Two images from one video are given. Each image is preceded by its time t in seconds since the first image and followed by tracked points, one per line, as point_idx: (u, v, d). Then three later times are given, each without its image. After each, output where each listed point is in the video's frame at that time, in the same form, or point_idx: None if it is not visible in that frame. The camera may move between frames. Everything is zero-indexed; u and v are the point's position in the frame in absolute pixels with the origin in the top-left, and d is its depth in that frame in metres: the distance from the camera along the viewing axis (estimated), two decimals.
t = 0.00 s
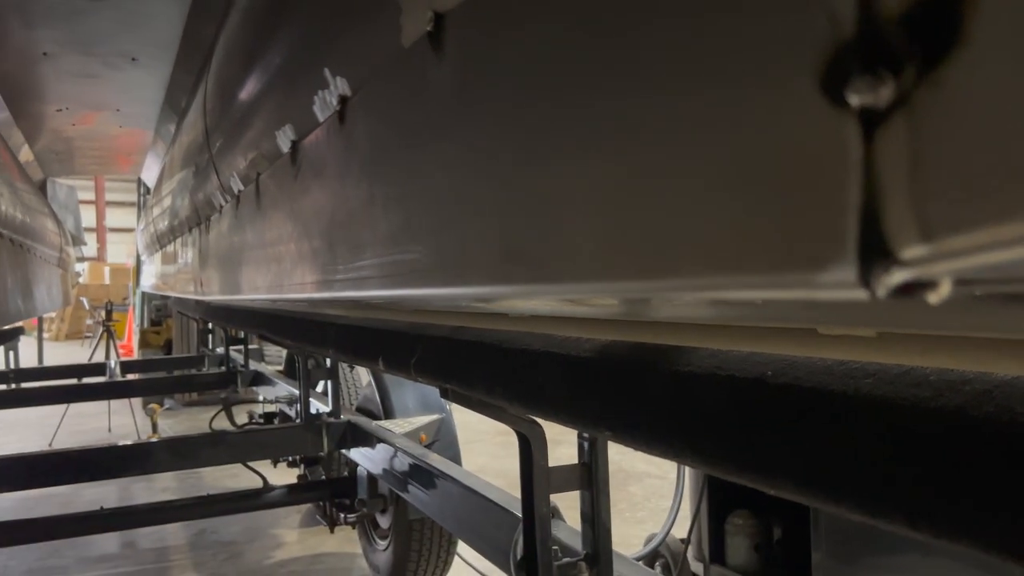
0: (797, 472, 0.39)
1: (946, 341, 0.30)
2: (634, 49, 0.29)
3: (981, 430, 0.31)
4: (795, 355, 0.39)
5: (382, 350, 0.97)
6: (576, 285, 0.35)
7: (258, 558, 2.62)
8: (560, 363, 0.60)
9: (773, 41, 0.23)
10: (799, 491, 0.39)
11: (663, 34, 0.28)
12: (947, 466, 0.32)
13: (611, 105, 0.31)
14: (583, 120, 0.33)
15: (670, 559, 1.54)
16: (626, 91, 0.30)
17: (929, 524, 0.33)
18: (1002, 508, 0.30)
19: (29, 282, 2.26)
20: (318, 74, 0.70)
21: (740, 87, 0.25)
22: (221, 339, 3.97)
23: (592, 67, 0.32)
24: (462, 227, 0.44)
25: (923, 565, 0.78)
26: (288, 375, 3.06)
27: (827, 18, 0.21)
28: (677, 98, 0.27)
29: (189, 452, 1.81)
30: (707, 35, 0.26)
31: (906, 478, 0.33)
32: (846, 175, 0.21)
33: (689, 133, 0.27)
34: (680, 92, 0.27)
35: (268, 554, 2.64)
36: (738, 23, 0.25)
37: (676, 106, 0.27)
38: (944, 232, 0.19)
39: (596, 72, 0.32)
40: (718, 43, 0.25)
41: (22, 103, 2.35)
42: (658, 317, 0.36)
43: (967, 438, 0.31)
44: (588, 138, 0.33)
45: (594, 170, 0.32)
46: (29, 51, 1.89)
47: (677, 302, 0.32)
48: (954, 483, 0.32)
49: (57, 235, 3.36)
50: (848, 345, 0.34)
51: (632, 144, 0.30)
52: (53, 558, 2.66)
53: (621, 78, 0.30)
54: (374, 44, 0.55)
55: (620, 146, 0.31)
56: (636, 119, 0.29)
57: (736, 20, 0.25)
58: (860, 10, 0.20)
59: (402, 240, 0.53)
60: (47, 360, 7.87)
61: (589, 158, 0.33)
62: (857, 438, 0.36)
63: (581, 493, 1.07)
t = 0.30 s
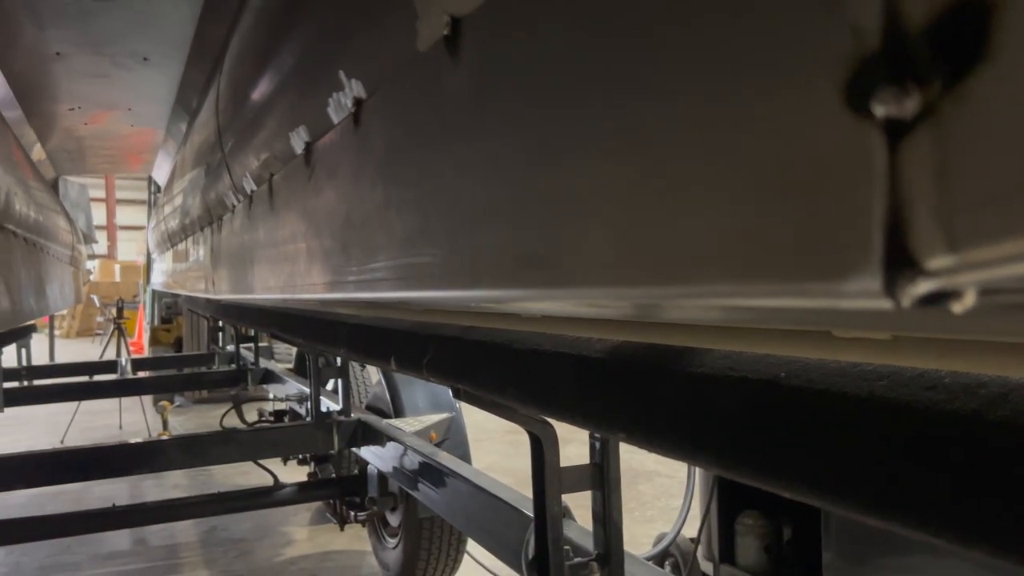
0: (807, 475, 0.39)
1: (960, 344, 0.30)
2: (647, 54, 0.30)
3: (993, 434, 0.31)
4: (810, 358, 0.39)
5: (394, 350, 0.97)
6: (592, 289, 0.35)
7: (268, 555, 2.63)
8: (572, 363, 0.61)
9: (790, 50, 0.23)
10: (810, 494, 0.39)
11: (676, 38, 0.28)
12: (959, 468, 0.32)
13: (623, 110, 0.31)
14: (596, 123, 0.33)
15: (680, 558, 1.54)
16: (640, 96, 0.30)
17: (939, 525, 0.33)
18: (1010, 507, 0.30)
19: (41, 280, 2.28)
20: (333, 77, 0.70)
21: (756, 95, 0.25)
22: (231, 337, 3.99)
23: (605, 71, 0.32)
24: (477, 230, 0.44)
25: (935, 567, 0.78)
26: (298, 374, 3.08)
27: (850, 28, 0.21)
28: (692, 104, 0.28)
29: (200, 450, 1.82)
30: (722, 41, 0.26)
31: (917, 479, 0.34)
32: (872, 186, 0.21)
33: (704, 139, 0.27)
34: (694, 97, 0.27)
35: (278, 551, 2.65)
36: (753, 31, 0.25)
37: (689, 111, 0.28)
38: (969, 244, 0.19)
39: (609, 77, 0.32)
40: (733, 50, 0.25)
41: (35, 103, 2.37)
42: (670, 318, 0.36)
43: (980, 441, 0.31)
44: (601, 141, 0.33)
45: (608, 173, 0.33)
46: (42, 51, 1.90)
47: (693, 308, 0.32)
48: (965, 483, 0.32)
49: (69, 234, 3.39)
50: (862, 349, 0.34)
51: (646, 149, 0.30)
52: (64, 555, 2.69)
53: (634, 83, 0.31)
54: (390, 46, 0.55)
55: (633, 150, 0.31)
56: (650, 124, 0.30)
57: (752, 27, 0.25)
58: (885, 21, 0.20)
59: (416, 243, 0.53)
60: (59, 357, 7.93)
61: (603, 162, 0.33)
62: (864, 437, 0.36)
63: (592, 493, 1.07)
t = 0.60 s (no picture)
0: (815, 478, 0.39)
1: (967, 348, 0.30)
2: (658, 65, 0.30)
3: (1000, 437, 0.31)
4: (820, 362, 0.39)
5: (404, 351, 0.97)
6: (602, 297, 0.35)
7: (277, 554, 2.65)
8: (580, 364, 0.61)
9: (801, 64, 0.24)
10: (819, 497, 0.39)
11: (687, 51, 0.28)
12: (966, 472, 0.32)
13: (634, 119, 0.32)
14: (607, 131, 0.34)
15: (688, 558, 1.54)
16: (651, 107, 0.31)
17: (945, 529, 0.33)
18: (1015, 509, 0.31)
19: (52, 280, 2.30)
20: (343, 81, 0.71)
21: (766, 108, 0.25)
22: (239, 336, 4.01)
23: (616, 81, 0.33)
24: (488, 235, 0.45)
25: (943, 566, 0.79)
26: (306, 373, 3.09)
27: (861, 43, 0.21)
28: (703, 116, 0.28)
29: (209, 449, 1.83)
30: (732, 54, 0.26)
31: (925, 482, 0.34)
32: (884, 200, 0.21)
33: (714, 151, 0.27)
34: (704, 108, 0.28)
35: (287, 550, 2.66)
36: (763, 45, 0.25)
37: (700, 122, 0.28)
38: (979, 258, 0.19)
39: (620, 87, 0.33)
40: (745, 63, 0.26)
41: (45, 103, 2.38)
42: (679, 323, 0.37)
43: (987, 444, 0.32)
44: (612, 149, 0.33)
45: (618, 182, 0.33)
46: (52, 52, 1.92)
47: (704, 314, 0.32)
48: (972, 486, 0.32)
49: (78, 233, 3.41)
50: (871, 352, 0.34)
51: (657, 158, 0.30)
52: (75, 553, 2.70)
53: (646, 94, 0.31)
54: (401, 52, 0.56)
55: (644, 159, 0.31)
56: (661, 134, 0.30)
57: (762, 41, 0.25)
58: (896, 35, 0.20)
59: (427, 247, 0.54)
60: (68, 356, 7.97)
61: (614, 170, 0.33)
62: (871, 441, 0.36)
63: (600, 494, 1.07)
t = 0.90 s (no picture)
0: (818, 472, 0.39)
1: (973, 343, 0.30)
2: (663, 61, 0.30)
3: (1008, 431, 0.31)
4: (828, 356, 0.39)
5: (408, 348, 0.97)
6: (608, 289, 0.35)
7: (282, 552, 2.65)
8: (585, 361, 0.61)
9: (808, 58, 0.24)
10: (824, 492, 0.39)
11: (693, 46, 0.28)
12: (972, 466, 0.32)
13: (639, 115, 0.32)
14: (612, 127, 0.34)
15: (694, 555, 1.55)
16: (657, 102, 0.31)
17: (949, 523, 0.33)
18: (1015, 510, 0.30)
19: (58, 279, 2.30)
20: (348, 77, 0.71)
21: (773, 100, 0.25)
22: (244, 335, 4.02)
23: (621, 77, 0.33)
24: (493, 231, 0.45)
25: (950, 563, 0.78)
26: (311, 371, 3.09)
27: (872, 29, 0.21)
28: (709, 111, 0.28)
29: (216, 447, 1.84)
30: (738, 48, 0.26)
31: (928, 477, 0.34)
32: (896, 189, 0.21)
33: (722, 144, 0.27)
34: (710, 104, 0.28)
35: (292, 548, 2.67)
36: (768, 41, 0.25)
37: (705, 118, 0.28)
38: (990, 247, 0.19)
39: (625, 83, 0.32)
40: (751, 56, 0.26)
41: (50, 102, 2.38)
42: (686, 318, 0.37)
43: (994, 439, 0.32)
44: (617, 146, 0.33)
45: (624, 178, 0.33)
46: (57, 51, 1.92)
47: (709, 306, 0.32)
48: (977, 480, 0.32)
49: (84, 233, 3.41)
50: (878, 347, 0.34)
51: (663, 154, 0.30)
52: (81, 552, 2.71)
53: (651, 90, 0.31)
54: (406, 48, 0.56)
55: (650, 155, 0.31)
56: (666, 131, 0.30)
57: (769, 34, 0.25)
58: (906, 25, 0.20)
59: (432, 242, 0.54)
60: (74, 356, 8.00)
61: (619, 166, 0.33)
62: (876, 435, 0.36)
63: (605, 491, 1.07)
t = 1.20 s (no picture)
0: (818, 465, 0.39)
1: (971, 337, 0.30)
2: (661, 54, 0.30)
3: (1007, 426, 0.31)
4: (826, 350, 0.39)
5: (408, 345, 0.96)
6: (605, 282, 0.35)
7: (284, 549, 2.65)
8: (584, 357, 0.61)
9: (805, 49, 0.23)
10: (823, 485, 0.38)
11: (690, 39, 0.28)
12: (971, 460, 0.32)
13: (637, 112, 0.31)
14: (612, 121, 0.33)
15: (695, 552, 1.55)
16: (656, 95, 0.30)
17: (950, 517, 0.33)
18: (1015, 507, 0.30)
19: (58, 276, 2.30)
20: (345, 72, 0.70)
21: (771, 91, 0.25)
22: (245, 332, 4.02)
23: (618, 72, 0.32)
24: (491, 224, 0.45)
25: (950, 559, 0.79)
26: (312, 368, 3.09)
27: (869, 14, 0.21)
28: (707, 104, 0.27)
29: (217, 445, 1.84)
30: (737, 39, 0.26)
31: (929, 470, 0.33)
32: (892, 176, 0.21)
33: (718, 135, 0.27)
34: (706, 98, 0.27)
35: (294, 545, 2.67)
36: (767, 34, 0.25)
37: (704, 109, 0.28)
38: (990, 235, 0.18)
39: (625, 78, 0.32)
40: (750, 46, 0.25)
41: (51, 99, 2.38)
42: (685, 312, 0.37)
43: (992, 433, 0.32)
44: (615, 140, 0.33)
45: (622, 173, 0.33)
46: (57, 48, 1.91)
47: (706, 298, 0.32)
48: (980, 473, 0.32)
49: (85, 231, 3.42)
50: (877, 341, 0.34)
51: (661, 150, 0.30)
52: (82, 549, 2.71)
53: (651, 84, 0.30)
54: (402, 43, 0.56)
55: (649, 151, 0.31)
56: (666, 128, 0.30)
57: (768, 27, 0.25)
58: (904, 8, 0.19)
59: (429, 237, 0.54)
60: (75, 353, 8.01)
61: (618, 161, 0.33)
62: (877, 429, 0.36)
63: (606, 487, 1.07)
